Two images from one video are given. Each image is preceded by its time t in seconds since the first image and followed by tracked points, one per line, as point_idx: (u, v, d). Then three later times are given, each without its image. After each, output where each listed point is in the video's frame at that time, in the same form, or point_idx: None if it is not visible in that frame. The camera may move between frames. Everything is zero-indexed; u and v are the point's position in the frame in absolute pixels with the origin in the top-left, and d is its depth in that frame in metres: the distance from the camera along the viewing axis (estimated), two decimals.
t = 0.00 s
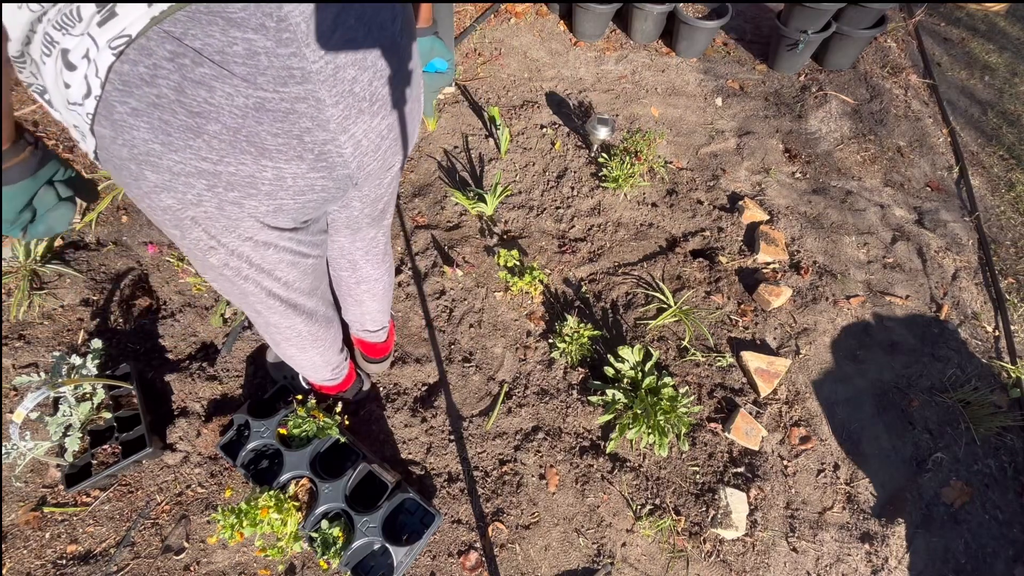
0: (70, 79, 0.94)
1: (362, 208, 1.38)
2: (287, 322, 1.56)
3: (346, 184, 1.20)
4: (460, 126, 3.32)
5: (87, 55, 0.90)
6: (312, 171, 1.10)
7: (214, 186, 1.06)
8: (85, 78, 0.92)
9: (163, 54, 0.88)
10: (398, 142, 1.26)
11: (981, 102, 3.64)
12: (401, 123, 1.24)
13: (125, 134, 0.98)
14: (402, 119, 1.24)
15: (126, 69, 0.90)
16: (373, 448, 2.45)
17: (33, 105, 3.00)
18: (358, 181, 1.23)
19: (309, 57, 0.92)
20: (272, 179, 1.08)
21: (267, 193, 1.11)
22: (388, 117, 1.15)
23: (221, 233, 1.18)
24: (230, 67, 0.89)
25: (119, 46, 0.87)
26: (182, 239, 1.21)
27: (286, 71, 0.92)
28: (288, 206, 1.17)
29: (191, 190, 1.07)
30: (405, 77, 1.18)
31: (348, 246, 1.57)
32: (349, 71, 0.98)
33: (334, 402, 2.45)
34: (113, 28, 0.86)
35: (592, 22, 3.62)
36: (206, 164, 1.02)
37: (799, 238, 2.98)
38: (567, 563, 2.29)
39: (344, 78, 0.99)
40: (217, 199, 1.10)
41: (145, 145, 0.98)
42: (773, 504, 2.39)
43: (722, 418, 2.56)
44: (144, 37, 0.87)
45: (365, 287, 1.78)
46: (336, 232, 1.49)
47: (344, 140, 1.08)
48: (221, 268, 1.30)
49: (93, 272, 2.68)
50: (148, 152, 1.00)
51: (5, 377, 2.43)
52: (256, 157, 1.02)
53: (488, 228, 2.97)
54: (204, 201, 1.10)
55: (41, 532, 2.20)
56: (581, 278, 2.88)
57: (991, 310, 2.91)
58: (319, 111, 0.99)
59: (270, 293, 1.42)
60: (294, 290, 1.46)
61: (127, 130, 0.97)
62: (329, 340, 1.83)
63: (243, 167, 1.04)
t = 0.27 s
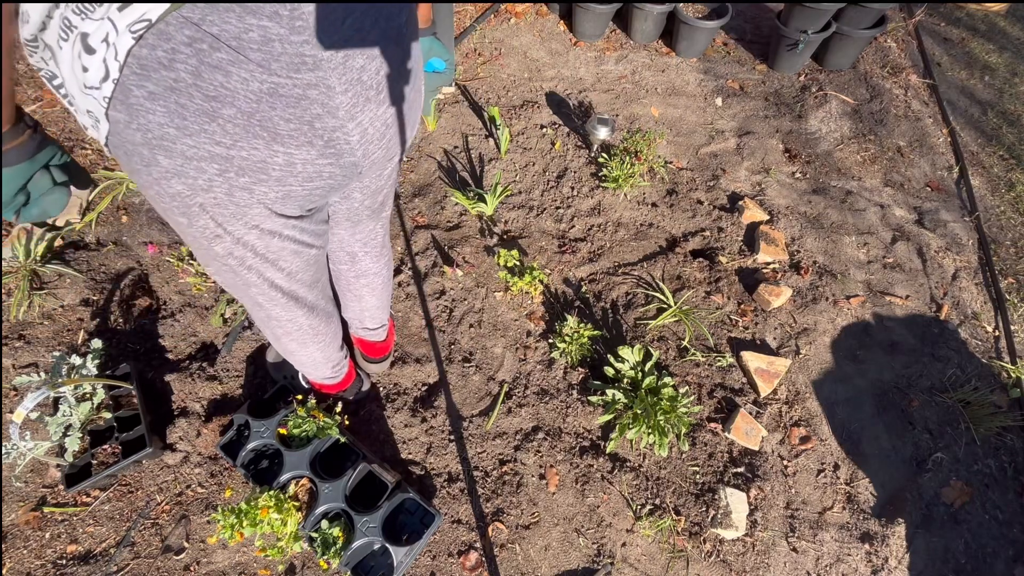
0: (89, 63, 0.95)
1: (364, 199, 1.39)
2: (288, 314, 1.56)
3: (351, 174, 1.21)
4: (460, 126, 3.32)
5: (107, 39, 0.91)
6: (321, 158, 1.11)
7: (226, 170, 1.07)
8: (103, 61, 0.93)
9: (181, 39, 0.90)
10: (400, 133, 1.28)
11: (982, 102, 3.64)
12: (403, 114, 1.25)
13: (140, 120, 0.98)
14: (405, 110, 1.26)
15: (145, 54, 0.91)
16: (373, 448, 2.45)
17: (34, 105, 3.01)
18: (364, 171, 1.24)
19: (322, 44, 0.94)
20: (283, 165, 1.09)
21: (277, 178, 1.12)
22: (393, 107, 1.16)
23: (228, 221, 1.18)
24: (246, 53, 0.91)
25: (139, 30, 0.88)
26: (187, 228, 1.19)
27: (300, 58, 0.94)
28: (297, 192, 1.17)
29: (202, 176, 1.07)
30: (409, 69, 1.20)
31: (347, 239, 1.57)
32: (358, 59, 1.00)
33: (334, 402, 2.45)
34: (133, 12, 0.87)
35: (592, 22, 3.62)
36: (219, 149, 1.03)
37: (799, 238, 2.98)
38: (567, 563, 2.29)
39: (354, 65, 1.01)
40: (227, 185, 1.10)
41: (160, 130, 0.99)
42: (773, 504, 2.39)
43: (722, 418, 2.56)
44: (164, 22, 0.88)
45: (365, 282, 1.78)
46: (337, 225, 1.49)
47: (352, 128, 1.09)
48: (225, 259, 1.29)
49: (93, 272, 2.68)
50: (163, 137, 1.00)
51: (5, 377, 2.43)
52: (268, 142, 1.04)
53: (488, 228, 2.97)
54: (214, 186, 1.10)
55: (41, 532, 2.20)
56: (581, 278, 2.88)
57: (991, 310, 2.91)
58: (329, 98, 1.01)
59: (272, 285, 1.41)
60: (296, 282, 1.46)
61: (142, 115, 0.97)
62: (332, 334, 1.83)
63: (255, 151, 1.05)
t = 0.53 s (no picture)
0: (117, 45, 0.95)
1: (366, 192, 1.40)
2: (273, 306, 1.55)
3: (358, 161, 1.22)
4: (460, 126, 3.32)
5: (140, 22, 0.92)
6: (333, 142, 1.12)
7: (243, 154, 1.08)
8: (134, 44, 0.93)
9: (214, 25, 0.92)
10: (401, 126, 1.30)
11: (981, 102, 3.64)
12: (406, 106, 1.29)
13: (163, 104, 0.99)
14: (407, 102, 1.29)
15: (178, 39, 0.93)
16: (373, 448, 2.45)
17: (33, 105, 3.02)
18: (371, 159, 1.26)
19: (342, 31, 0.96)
20: (297, 149, 1.11)
21: (290, 163, 1.13)
22: (399, 97, 1.19)
23: (230, 204, 1.18)
24: (274, 39, 0.94)
25: (175, 15, 0.90)
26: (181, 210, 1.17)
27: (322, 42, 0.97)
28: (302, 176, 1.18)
29: (217, 159, 1.07)
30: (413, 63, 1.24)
31: (348, 237, 1.56)
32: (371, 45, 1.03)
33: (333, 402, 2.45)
34: None
35: (592, 22, 3.61)
36: (240, 133, 1.04)
37: (799, 238, 2.98)
38: (567, 563, 2.29)
39: (370, 52, 1.04)
40: (240, 169, 1.10)
41: (183, 114, 1.00)
42: (773, 504, 2.39)
43: (722, 418, 2.57)
44: (198, 7, 0.90)
45: (366, 279, 1.77)
46: (338, 220, 1.48)
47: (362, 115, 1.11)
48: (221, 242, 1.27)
49: (93, 272, 2.68)
50: (184, 121, 1.01)
51: (5, 377, 2.43)
52: (287, 126, 1.05)
53: (488, 228, 2.97)
54: (226, 169, 1.10)
55: (41, 532, 2.20)
56: (581, 278, 2.88)
57: (991, 310, 2.91)
58: (345, 83, 1.03)
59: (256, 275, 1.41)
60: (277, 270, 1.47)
61: (167, 99, 0.98)
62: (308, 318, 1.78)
63: (274, 135, 1.06)
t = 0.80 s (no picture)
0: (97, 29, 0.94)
1: (351, 185, 1.41)
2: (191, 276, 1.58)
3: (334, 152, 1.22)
4: (460, 126, 3.32)
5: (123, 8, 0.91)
6: (309, 133, 1.12)
7: (218, 141, 1.08)
8: (117, 30, 0.93)
9: (199, 15, 0.92)
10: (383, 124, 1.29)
11: (981, 102, 3.64)
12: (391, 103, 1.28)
13: (140, 88, 0.99)
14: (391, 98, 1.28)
15: (162, 27, 0.93)
16: (373, 448, 2.45)
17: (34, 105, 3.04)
18: (348, 150, 1.25)
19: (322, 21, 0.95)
20: (273, 139, 1.11)
21: (265, 151, 1.13)
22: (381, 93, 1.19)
23: (187, 181, 1.17)
24: (257, 30, 0.94)
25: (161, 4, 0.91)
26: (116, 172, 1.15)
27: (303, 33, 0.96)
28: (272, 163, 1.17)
29: (192, 144, 1.08)
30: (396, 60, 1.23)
31: (336, 231, 1.57)
32: (351, 37, 1.01)
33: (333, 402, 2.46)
34: None
35: (592, 22, 3.61)
36: (217, 121, 1.04)
37: (799, 238, 2.98)
38: (567, 563, 2.29)
39: (352, 46, 1.03)
40: (214, 153, 1.10)
41: (161, 99, 1.00)
42: (773, 504, 2.39)
43: (722, 418, 2.57)
44: None
45: (358, 275, 1.76)
46: (324, 212, 1.50)
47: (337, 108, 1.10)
48: (170, 211, 1.26)
49: (93, 272, 2.69)
50: (162, 106, 1.01)
51: (5, 377, 2.43)
52: (265, 117, 1.06)
53: (488, 228, 2.97)
54: (200, 153, 1.10)
55: (41, 532, 2.19)
56: (581, 278, 2.88)
57: (991, 310, 2.91)
58: (324, 74, 1.03)
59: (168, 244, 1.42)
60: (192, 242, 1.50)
61: (146, 84, 0.99)
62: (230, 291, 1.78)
63: (252, 125, 1.07)
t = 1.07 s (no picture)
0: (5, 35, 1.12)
1: (308, 179, 1.45)
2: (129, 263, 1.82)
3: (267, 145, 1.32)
4: (460, 126, 3.32)
5: (22, 15, 1.08)
6: (228, 131, 1.26)
7: (135, 140, 1.30)
8: (20, 36, 1.11)
9: (97, 20, 1.07)
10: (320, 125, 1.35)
11: (981, 102, 3.64)
12: (334, 103, 1.32)
13: (52, 88, 1.20)
14: (336, 97, 1.32)
15: (62, 32, 1.10)
16: (373, 448, 2.45)
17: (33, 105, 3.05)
18: (284, 148, 1.34)
19: (229, 26, 1.04)
20: (189, 138, 1.29)
21: (183, 150, 1.33)
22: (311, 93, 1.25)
23: (107, 177, 1.41)
24: (158, 35, 1.06)
25: (59, 12, 1.07)
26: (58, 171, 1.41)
27: (210, 40, 1.06)
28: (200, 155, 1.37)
29: (112, 140, 1.30)
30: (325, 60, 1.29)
31: (306, 228, 1.61)
32: (265, 38, 1.08)
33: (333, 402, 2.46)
34: None
35: (592, 22, 3.61)
36: (130, 120, 1.25)
37: (799, 238, 2.98)
38: (567, 563, 2.29)
39: (264, 45, 1.09)
40: (135, 149, 1.33)
41: (72, 99, 1.21)
42: (773, 504, 2.39)
43: (722, 418, 2.56)
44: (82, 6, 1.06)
45: (339, 270, 1.78)
46: (288, 208, 1.54)
47: (252, 106, 1.20)
48: (117, 207, 1.53)
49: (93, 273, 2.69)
50: (74, 105, 1.23)
51: (5, 377, 2.43)
52: (175, 117, 1.23)
53: (488, 228, 2.97)
54: (121, 151, 1.34)
55: (41, 532, 2.19)
56: (581, 278, 2.88)
57: (991, 310, 2.91)
58: (237, 76, 1.13)
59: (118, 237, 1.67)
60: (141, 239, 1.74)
61: (57, 86, 1.20)
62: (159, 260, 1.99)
63: (165, 125, 1.25)
